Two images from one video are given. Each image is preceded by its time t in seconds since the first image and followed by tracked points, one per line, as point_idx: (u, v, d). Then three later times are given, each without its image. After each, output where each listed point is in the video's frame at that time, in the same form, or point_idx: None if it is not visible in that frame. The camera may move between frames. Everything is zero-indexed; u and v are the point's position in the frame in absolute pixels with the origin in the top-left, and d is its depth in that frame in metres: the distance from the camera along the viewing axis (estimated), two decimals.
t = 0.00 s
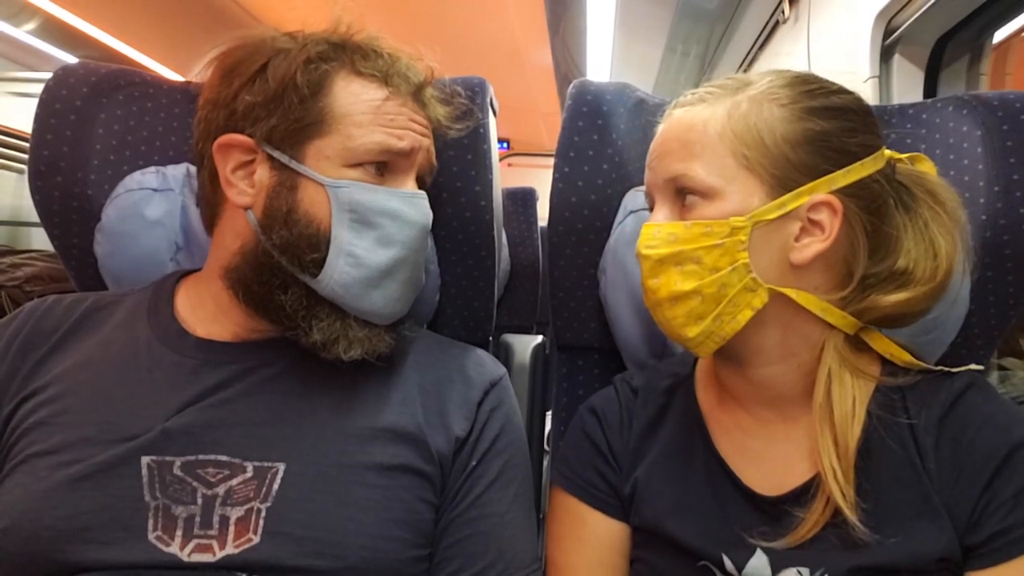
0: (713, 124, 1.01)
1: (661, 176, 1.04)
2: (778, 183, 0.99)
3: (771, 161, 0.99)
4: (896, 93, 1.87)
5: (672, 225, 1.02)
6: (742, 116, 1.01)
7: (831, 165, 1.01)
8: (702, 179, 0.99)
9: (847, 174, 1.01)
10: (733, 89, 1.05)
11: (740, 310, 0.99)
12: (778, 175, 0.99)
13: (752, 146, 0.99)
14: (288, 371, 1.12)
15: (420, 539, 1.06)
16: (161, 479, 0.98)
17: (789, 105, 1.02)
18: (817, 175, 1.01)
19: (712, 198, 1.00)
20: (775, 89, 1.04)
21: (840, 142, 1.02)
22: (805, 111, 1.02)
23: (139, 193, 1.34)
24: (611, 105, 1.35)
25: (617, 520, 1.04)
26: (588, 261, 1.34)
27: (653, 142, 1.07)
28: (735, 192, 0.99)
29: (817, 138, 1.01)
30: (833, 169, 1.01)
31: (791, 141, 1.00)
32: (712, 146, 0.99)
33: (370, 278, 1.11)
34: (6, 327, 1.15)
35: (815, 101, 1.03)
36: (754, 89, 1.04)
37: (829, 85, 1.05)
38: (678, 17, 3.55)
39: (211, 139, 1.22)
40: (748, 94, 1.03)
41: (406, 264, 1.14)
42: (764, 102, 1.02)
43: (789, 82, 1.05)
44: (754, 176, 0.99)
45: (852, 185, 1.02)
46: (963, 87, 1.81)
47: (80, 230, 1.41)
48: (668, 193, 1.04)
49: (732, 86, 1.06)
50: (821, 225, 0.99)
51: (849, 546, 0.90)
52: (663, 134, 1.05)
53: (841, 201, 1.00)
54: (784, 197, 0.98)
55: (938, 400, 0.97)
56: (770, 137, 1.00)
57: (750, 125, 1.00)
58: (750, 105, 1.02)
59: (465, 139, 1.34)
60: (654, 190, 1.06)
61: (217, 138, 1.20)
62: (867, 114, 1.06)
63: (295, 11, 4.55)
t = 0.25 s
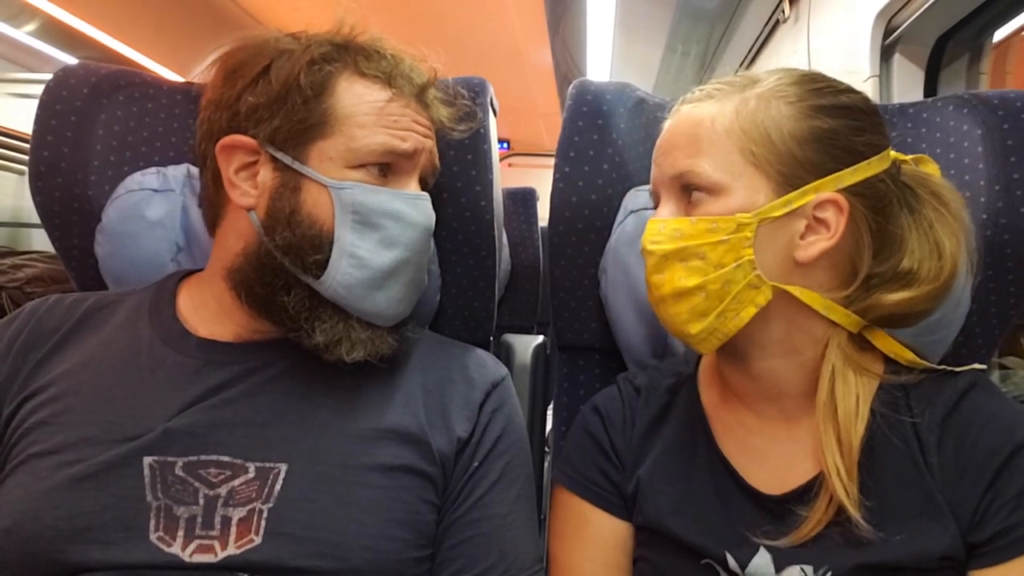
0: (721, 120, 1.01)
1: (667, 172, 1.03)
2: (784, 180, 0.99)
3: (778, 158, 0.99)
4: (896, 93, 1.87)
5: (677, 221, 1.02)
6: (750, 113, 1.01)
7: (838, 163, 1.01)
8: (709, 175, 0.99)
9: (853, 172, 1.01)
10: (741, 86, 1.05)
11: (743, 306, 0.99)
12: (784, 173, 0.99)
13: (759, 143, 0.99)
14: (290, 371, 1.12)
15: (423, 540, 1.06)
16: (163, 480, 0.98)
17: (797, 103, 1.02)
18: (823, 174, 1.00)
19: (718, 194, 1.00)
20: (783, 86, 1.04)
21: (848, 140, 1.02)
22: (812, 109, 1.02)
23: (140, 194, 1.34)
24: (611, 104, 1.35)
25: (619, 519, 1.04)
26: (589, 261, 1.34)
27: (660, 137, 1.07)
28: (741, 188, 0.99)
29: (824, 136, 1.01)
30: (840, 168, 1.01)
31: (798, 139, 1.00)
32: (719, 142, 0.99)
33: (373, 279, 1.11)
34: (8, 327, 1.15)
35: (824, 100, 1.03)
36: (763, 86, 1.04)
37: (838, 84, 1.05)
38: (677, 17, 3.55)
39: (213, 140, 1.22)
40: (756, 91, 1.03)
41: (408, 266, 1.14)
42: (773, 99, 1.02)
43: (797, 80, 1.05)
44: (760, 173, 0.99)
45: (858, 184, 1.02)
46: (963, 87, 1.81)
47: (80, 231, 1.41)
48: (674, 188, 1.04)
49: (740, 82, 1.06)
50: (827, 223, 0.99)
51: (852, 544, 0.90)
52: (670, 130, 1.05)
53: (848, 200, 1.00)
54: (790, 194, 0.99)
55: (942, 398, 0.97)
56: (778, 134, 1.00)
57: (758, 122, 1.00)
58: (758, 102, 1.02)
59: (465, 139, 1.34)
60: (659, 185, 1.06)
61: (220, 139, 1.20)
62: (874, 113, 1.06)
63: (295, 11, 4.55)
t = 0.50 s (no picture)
0: (711, 127, 1.00)
1: (658, 178, 1.04)
2: (774, 188, 0.99)
3: (768, 166, 0.99)
4: (896, 92, 1.87)
5: (668, 229, 1.01)
6: (739, 120, 1.01)
7: (827, 169, 1.01)
8: (699, 183, 0.99)
9: (842, 179, 1.01)
10: (731, 91, 1.05)
11: (736, 314, 0.99)
12: (774, 180, 0.99)
13: (749, 150, 0.99)
14: (290, 372, 1.11)
15: (423, 539, 1.06)
16: (164, 479, 0.98)
17: (787, 108, 1.02)
18: (813, 180, 1.00)
19: (708, 202, 1.00)
20: (773, 91, 1.04)
21: (837, 145, 1.02)
22: (802, 114, 1.02)
23: (140, 195, 1.34)
24: (611, 104, 1.35)
25: (619, 518, 1.04)
26: (589, 260, 1.34)
27: (650, 143, 1.07)
28: (732, 196, 0.99)
29: (814, 141, 1.01)
30: (830, 173, 1.01)
31: (788, 145, 1.00)
32: (709, 150, 0.99)
33: (372, 278, 1.11)
34: (8, 327, 1.15)
35: (813, 105, 1.02)
36: (753, 91, 1.04)
37: (827, 87, 1.05)
38: (677, 16, 3.54)
39: (212, 140, 1.22)
40: (747, 97, 1.03)
41: (408, 265, 1.14)
42: (763, 105, 1.02)
43: (787, 84, 1.04)
44: (750, 181, 0.99)
45: (848, 189, 1.02)
46: (964, 86, 1.81)
47: (81, 232, 1.41)
48: (665, 196, 1.04)
49: (730, 87, 1.05)
50: (817, 229, 0.99)
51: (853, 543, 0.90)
52: (661, 135, 1.05)
53: (838, 206, 1.00)
54: (781, 201, 0.99)
55: (939, 395, 0.97)
56: (768, 140, 1.00)
57: (748, 129, 1.00)
58: (748, 108, 1.02)
59: (465, 139, 1.34)
60: (651, 191, 1.06)
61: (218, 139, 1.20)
62: (864, 114, 1.06)
63: (296, 13, 4.56)
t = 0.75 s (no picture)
0: (724, 116, 1.00)
1: (669, 166, 1.03)
2: (788, 176, 0.99)
3: (782, 154, 0.99)
4: (896, 91, 1.87)
5: (682, 214, 1.01)
6: (753, 109, 1.01)
7: (838, 161, 1.01)
8: (713, 169, 0.99)
9: (852, 170, 1.02)
10: (743, 83, 1.05)
11: (749, 300, 0.99)
12: (788, 170, 0.99)
13: (764, 138, 0.99)
14: (291, 372, 1.11)
15: (426, 539, 1.06)
16: (166, 479, 0.98)
17: (799, 100, 1.02)
18: (824, 170, 1.01)
19: (722, 188, 0.99)
20: (785, 84, 1.04)
21: (847, 138, 1.02)
22: (813, 106, 1.02)
23: (141, 196, 1.34)
24: (612, 104, 1.35)
25: (622, 517, 1.04)
26: (590, 260, 1.34)
27: (661, 133, 1.07)
28: (746, 183, 0.99)
29: (826, 133, 1.01)
30: (841, 164, 1.02)
31: (801, 135, 1.00)
32: (723, 137, 0.99)
33: (375, 280, 1.11)
34: (10, 327, 1.15)
35: (823, 98, 1.03)
36: (764, 84, 1.04)
37: (835, 84, 1.06)
38: (677, 16, 3.54)
39: (216, 142, 1.22)
40: (758, 89, 1.03)
41: (412, 267, 1.14)
42: (775, 96, 1.02)
43: (798, 78, 1.05)
44: (765, 168, 0.99)
45: (857, 181, 1.02)
46: (965, 85, 1.81)
47: (82, 233, 1.41)
48: (677, 183, 1.03)
49: (742, 79, 1.06)
50: (829, 219, 1.00)
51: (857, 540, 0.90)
52: (672, 125, 1.05)
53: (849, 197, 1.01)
54: (794, 189, 0.99)
55: (941, 393, 0.97)
56: (781, 130, 1.00)
57: (762, 119, 1.00)
58: (761, 99, 1.02)
59: (466, 139, 1.34)
60: (661, 181, 1.06)
61: (223, 141, 1.20)
62: (868, 113, 1.07)
63: (296, 14, 4.56)
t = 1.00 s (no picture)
0: (710, 122, 1.01)
1: (658, 170, 1.04)
2: (773, 182, 0.99)
3: (766, 160, 0.99)
4: (897, 91, 1.86)
5: (668, 221, 1.02)
6: (739, 115, 1.01)
7: (826, 165, 1.01)
8: (698, 175, 1.00)
9: (841, 174, 1.01)
10: (731, 89, 1.05)
11: (732, 306, 0.99)
12: (773, 176, 0.99)
13: (748, 145, 1.00)
14: (292, 373, 1.11)
15: (428, 539, 1.06)
16: (168, 478, 0.98)
17: (786, 105, 1.02)
18: (812, 175, 1.00)
19: (706, 195, 1.00)
20: (774, 88, 1.04)
21: (835, 142, 1.02)
22: (801, 111, 1.02)
23: (142, 197, 1.34)
24: (613, 104, 1.35)
25: (624, 517, 1.04)
26: (591, 260, 1.34)
27: (651, 139, 1.07)
28: (730, 189, 0.99)
29: (813, 138, 1.01)
30: (829, 169, 1.01)
31: (787, 141, 1.00)
32: (708, 143, 1.00)
33: (377, 280, 1.11)
34: (12, 327, 1.15)
35: (811, 102, 1.03)
36: (753, 89, 1.04)
37: (826, 87, 1.05)
38: (678, 16, 3.54)
39: (218, 142, 1.22)
40: (746, 94, 1.03)
41: (414, 267, 1.14)
42: (762, 102, 1.02)
43: (787, 82, 1.05)
44: (749, 174, 0.99)
45: (847, 185, 1.02)
46: (965, 85, 1.81)
47: (83, 233, 1.41)
48: (664, 189, 1.04)
49: (730, 85, 1.06)
50: (815, 224, 0.99)
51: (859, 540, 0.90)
52: (661, 131, 1.05)
53: (836, 202, 1.00)
54: (778, 195, 0.99)
55: (939, 392, 0.96)
56: (766, 136, 1.00)
57: (747, 125, 1.00)
58: (747, 105, 1.02)
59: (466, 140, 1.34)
60: (651, 186, 1.06)
61: (225, 141, 1.20)
62: (862, 114, 1.06)
63: (297, 14, 4.56)
